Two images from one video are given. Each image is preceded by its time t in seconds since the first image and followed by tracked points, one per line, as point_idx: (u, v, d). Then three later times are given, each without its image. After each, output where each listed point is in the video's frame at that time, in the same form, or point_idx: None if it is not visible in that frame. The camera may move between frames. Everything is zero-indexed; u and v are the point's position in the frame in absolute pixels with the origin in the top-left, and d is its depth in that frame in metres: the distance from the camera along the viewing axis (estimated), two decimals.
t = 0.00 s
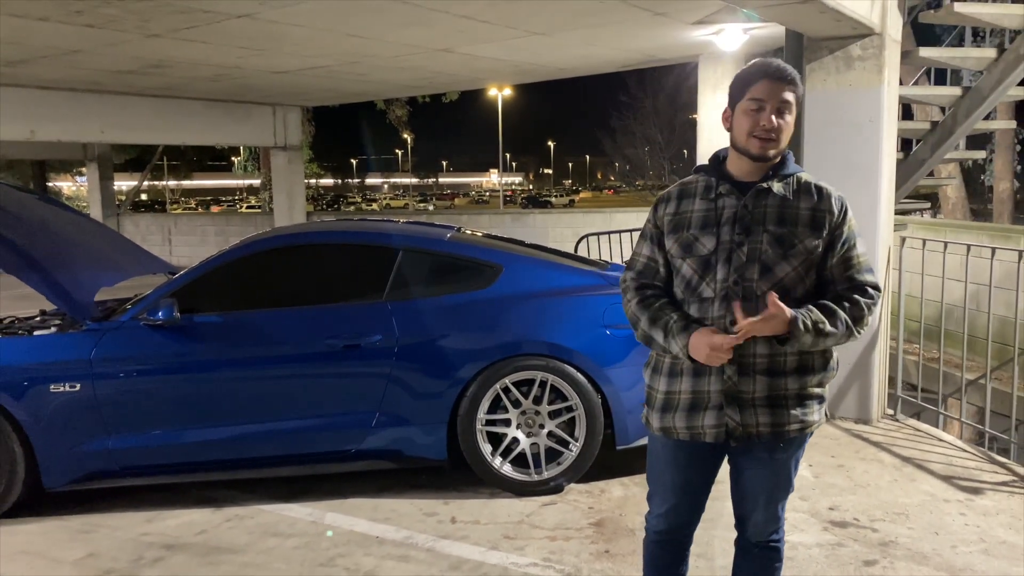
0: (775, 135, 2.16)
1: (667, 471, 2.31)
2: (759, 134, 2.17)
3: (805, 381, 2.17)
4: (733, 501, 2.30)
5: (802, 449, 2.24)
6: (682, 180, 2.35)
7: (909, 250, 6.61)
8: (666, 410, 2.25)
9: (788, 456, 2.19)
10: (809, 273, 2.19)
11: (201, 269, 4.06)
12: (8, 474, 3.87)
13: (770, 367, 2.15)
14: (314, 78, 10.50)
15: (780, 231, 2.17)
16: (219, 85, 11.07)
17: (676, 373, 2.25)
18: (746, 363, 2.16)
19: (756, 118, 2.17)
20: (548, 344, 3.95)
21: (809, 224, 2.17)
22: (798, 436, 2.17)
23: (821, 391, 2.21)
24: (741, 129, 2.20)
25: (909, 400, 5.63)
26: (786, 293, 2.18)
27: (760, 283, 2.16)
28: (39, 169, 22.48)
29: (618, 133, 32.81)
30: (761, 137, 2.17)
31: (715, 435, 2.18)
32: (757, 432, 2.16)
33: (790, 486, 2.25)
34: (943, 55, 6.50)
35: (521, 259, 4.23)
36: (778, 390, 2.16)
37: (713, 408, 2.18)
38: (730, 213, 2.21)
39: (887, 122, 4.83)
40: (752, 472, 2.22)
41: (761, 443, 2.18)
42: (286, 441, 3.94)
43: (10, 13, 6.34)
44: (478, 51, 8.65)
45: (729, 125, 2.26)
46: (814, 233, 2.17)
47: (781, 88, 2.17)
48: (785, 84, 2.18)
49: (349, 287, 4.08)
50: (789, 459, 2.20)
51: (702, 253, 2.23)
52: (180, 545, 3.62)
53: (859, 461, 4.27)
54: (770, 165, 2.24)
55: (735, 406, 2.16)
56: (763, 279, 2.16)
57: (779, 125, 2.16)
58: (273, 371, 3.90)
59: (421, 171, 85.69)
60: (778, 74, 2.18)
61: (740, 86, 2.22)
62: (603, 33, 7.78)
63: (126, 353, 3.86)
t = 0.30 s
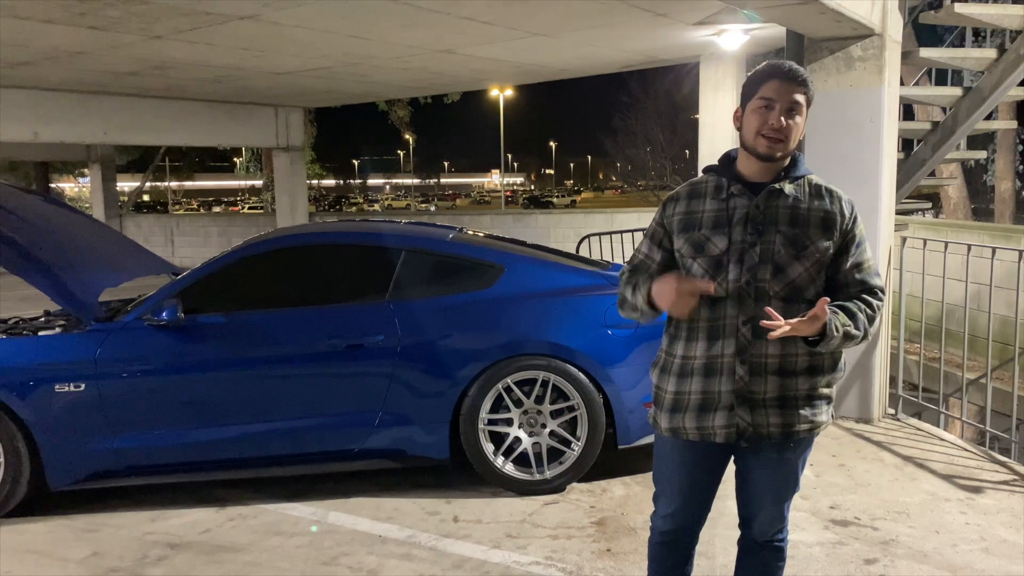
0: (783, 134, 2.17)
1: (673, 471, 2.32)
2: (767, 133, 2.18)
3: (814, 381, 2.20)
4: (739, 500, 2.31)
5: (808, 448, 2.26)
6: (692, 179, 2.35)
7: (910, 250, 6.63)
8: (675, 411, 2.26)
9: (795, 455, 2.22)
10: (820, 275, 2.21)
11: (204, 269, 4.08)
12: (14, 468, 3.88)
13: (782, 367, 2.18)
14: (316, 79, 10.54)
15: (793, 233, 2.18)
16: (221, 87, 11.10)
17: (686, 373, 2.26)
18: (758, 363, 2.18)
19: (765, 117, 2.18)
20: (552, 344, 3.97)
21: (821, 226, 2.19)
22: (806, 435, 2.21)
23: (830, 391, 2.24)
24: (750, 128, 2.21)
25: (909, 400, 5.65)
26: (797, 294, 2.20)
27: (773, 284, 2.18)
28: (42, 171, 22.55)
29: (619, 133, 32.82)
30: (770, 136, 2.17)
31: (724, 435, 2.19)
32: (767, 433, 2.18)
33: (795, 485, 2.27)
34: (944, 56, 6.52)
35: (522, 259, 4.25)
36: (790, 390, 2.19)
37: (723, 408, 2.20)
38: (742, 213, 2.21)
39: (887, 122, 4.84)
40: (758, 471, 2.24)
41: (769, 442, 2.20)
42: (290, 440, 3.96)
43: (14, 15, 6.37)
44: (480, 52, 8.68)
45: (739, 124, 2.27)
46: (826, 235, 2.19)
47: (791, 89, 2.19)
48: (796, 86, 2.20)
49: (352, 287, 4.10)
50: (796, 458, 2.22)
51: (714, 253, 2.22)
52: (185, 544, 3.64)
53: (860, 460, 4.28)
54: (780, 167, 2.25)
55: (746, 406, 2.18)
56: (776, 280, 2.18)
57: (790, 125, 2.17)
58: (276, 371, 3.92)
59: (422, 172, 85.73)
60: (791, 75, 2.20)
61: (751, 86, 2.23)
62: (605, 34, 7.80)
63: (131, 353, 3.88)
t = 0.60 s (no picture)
0: (786, 134, 2.18)
1: (673, 470, 2.34)
2: (771, 133, 2.19)
3: (813, 380, 2.20)
4: (739, 499, 2.32)
5: (808, 448, 2.26)
6: (696, 179, 2.37)
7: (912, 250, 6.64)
8: (674, 409, 2.28)
9: (793, 455, 2.22)
10: (819, 275, 2.22)
11: (208, 269, 4.10)
12: (16, 482, 3.89)
13: (779, 367, 2.18)
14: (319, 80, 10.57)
15: (793, 232, 2.20)
16: (224, 88, 11.13)
17: (685, 370, 2.28)
18: (755, 361, 2.19)
19: (768, 117, 2.19)
20: (554, 344, 3.98)
21: (821, 226, 2.20)
22: (805, 435, 2.21)
23: (829, 391, 2.24)
24: (753, 129, 2.22)
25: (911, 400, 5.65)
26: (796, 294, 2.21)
27: (771, 282, 2.19)
28: (47, 172, 22.62)
29: (622, 134, 32.82)
30: (774, 137, 2.19)
31: (722, 433, 2.21)
32: (764, 432, 2.19)
33: (795, 485, 2.27)
34: (945, 56, 6.52)
35: (525, 260, 4.26)
36: (787, 389, 2.20)
37: (720, 406, 2.21)
38: (742, 212, 2.23)
39: (890, 123, 4.85)
40: (757, 471, 2.24)
41: (767, 441, 2.21)
42: (292, 440, 3.98)
43: (18, 17, 6.40)
44: (482, 53, 8.69)
45: (741, 124, 2.28)
46: (826, 235, 2.20)
47: (793, 88, 2.19)
48: (798, 86, 2.20)
49: (354, 287, 4.11)
50: (794, 458, 2.22)
51: (715, 251, 2.25)
52: (189, 544, 3.65)
53: (862, 460, 4.29)
54: (782, 166, 2.27)
55: (743, 405, 2.19)
56: (774, 279, 2.19)
57: (792, 125, 2.18)
58: (279, 371, 3.93)
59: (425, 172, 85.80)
60: (792, 75, 2.20)
61: (753, 87, 2.24)
62: (607, 35, 7.81)
63: (135, 353, 3.90)
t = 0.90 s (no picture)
0: (789, 140, 2.19)
1: (674, 468, 2.34)
2: (774, 139, 2.19)
3: (813, 379, 2.21)
4: (740, 497, 2.33)
5: (808, 447, 2.27)
6: (696, 180, 2.38)
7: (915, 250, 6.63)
8: (675, 407, 2.28)
9: (795, 454, 2.22)
10: (819, 275, 2.23)
11: (212, 270, 4.11)
12: (20, 482, 3.89)
13: (780, 367, 2.19)
14: (323, 82, 10.59)
15: (793, 234, 2.20)
16: (229, 90, 11.17)
17: (686, 370, 2.28)
18: (756, 362, 2.19)
19: (771, 123, 2.19)
20: (557, 345, 3.99)
21: (822, 226, 2.20)
22: (806, 434, 2.21)
23: (830, 390, 2.25)
24: (756, 134, 2.22)
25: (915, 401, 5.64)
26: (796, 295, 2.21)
27: (772, 283, 2.19)
28: (52, 174, 22.70)
29: (626, 135, 32.79)
30: (777, 142, 2.19)
31: (723, 433, 2.21)
32: (765, 431, 2.19)
33: (796, 484, 2.28)
34: (948, 56, 6.51)
35: (527, 260, 4.27)
36: (788, 389, 2.20)
37: (722, 406, 2.21)
38: (743, 214, 2.23)
39: (892, 123, 4.84)
40: (758, 470, 2.25)
41: (768, 441, 2.21)
42: (297, 440, 3.99)
43: (23, 19, 6.43)
44: (485, 54, 8.70)
45: (744, 128, 2.28)
46: (827, 236, 2.20)
47: (795, 93, 2.19)
48: (800, 90, 2.20)
49: (357, 288, 4.12)
50: (795, 457, 2.22)
51: (716, 253, 2.25)
52: (192, 544, 3.67)
53: (865, 461, 4.28)
54: (784, 169, 2.27)
55: (744, 404, 2.19)
56: (775, 280, 2.19)
57: (794, 129, 2.19)
58: (283, 372, 3.94)
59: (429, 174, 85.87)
60: (794, 78, 2.20)
61: (754, 90, 2.24)
62: (610, 36, 7.82)
63: (139, 354, 3.92)
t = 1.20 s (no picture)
0: (783, 142, 2.19)
1: (676, 465, 2.34)
2: (767, 141, 2.20)
3: (813, 378, 2.22)
4: (742, 495, 2.33)
5: (809, 446, 2.27)
6: (694, 181, 2.37)
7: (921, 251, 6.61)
8: (677, 407, 2.29)
9: (796, 452, 2.22)
10: (818, 275, 2.23)
11: (216, 270, 4.12)
12: (27, 482, 3.91)
13: (780, 367, 2.19)
14: (328, 83, 10.61)
15: (791, 234, 2.20)
16: (234, 91, 11.20)
17: (687, 370, 2.29)
18: (756, 363, 2.19)
19: (764, 126, 2.19)
20: (561, 346, 3.99)
21: (820, 226, 2.20)
22: (807, 432, 2.22)
23: (829, 389, 2.26)
24: (750, 137, 2.23)
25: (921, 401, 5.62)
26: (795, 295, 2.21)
27: (771, 284, 2.19)
28: (59, 175, 22.79)
29: (632, 135, 32.76)
30: (771, 144, 2.20)
31: (724, 432, 2.21)
32: (766, 430, 2.20)
33: (798, 483, 2.27)
34: (953, 56, 6.48)
35: (532, 260, 4.27)
36: (788, 388, 2.21)
37: (723, 406, 2.21)
38: (742, 216, 2.23)
39: (898, 123, 4.83)
40: (761, 468, 2.25)
41: (770, 440, 2.21)
42: (303, 440, 4.00)
43: (30, 21, 6.46)
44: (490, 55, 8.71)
45: (738, 131, 2.28)
46: (825, 236, 2.20)
47: (788, 95, 2.19)
48: (793, 91, 2.20)
49: (362, 288, 4.13)
50: (798, 454, 2.22)
51: (715, 255, 2.25)
52: (197, 543, 3.68)
53: (871, 462, 4.27)
54: (780, 169, 2.27)
55: (745, 404, 2.19)
56: (774, 281, 2.19)
57: (788, 131, 2.19)
58: (288, 372, 3.95)
59: (435, 174, 85.95)
60: (786, 80, 2.20)
61: (747, 93, 2.24)
62: (614, 36, 7.81)
63: (145, 354, 3.93)
